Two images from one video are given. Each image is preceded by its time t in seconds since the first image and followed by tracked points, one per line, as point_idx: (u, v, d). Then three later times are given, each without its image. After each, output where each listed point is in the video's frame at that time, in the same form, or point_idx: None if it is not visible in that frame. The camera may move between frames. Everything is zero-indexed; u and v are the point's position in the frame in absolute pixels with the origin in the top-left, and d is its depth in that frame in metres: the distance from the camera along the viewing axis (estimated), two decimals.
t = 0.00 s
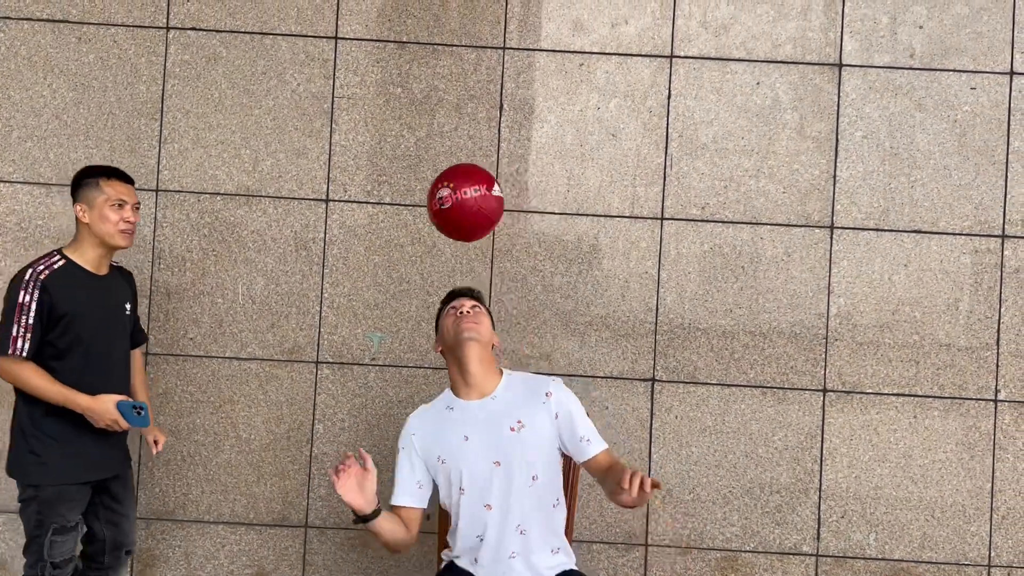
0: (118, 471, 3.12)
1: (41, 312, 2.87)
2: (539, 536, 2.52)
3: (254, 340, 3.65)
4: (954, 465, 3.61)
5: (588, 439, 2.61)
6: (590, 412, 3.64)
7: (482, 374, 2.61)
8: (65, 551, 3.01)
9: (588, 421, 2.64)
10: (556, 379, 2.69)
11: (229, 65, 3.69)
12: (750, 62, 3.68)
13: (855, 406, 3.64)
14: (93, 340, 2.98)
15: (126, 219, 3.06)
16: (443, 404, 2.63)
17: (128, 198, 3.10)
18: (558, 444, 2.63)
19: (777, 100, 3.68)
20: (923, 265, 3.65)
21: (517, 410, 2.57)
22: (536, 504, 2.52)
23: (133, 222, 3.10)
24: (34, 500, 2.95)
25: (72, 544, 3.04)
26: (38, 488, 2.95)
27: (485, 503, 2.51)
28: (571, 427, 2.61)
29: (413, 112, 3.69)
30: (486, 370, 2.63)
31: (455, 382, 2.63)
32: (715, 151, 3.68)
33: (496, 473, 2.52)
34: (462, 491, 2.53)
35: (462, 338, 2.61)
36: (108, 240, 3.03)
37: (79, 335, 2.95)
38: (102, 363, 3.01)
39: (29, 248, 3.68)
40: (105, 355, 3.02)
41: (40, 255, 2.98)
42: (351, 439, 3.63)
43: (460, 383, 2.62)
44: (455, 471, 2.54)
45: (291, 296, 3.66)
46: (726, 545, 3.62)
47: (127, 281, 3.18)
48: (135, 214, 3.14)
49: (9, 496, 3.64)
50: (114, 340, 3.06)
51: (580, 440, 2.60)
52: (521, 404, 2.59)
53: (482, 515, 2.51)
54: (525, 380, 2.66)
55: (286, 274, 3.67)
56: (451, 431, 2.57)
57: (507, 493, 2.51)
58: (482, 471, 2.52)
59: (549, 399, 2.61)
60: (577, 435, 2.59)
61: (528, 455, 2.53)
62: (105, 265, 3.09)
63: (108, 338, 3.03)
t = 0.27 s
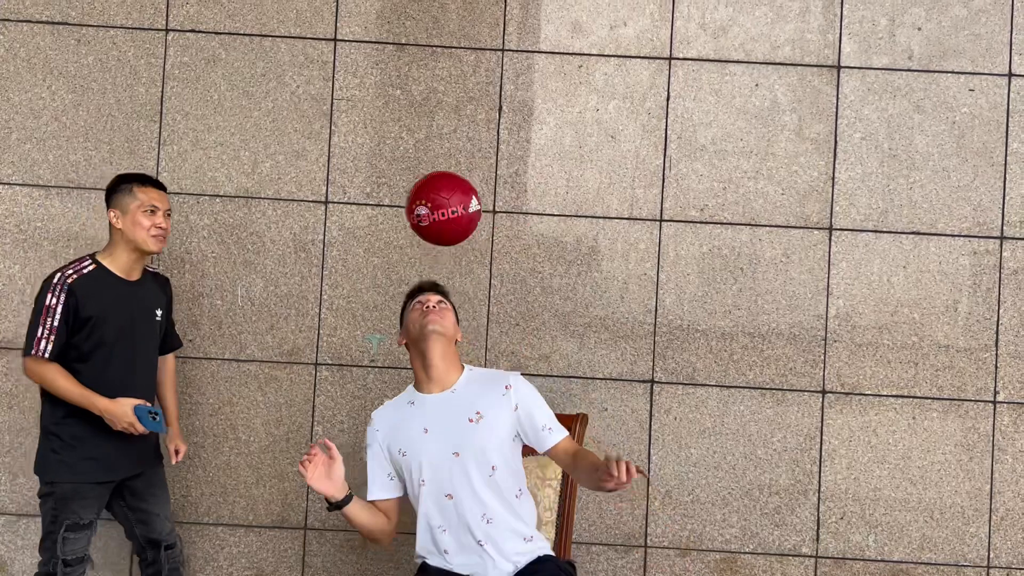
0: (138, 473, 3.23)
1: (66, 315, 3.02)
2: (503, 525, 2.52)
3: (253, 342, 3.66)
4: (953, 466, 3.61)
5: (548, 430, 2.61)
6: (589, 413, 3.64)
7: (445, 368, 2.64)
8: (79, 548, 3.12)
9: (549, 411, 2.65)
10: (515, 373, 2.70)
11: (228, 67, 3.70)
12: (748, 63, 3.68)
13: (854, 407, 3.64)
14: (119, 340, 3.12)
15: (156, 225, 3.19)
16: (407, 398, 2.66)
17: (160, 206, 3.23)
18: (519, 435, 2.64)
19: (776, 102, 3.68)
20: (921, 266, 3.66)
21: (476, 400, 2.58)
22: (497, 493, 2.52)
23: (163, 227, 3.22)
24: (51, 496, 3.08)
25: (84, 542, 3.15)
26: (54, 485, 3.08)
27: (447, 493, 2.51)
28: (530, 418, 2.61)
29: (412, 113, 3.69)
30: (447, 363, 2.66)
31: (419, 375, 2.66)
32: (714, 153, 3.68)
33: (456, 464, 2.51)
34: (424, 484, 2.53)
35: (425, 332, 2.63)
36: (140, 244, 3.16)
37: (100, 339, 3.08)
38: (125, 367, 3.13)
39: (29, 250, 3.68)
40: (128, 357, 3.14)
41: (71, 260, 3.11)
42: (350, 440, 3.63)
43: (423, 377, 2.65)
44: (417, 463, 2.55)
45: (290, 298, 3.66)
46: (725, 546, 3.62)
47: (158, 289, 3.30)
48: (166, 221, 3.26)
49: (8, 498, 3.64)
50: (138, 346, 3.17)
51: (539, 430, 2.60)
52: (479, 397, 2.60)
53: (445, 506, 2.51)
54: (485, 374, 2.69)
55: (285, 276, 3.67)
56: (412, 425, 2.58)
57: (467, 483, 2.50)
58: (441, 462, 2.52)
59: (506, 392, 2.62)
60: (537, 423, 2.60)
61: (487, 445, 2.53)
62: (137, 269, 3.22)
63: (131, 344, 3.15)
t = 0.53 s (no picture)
0: (172, 480, 3.28)
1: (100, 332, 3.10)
2: (502, 521, 2.49)
3: (253, 344, 3.65)
4: (953, 467, 3.62)
5: (548, 421, 2.57)
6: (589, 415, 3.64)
7: (451, 369, 2.68)
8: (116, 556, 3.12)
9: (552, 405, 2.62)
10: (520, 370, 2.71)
11: (228, 69, 3.70)
12: (748, 65, 3.69)
13: (853, 408, 3.64)
14: (149, 360, 3.17)
15: (191, 245, 3.24)
16: (413, 396, 2.70)
17: (195, 225, 3.29)
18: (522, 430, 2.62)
19: (775, 104, 3.68)
20: (921, 268, 3.66)
21: (479, 395, 2.60)
22: (496, 487, 2.51)
23: (200, 247, 3.28)
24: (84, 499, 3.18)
25: (119, 541, 3.13)
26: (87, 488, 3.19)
27: (447, 486, 2.51)
28: (533, 411, 2.59)
29: (412, 115, 3.69)
30: (455, 362, 2.70)
31: (427, 375, 2.70)
32: (714, 154, 3.68)
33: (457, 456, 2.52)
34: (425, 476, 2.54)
35: (435, 332, 2.68)
36: (177, 264, 3.21)
37: (133, 354, 3.14)
38: (155, 387, 3.19)
39: (28, 252, 3.68)
40: (158, 377, 3.19)
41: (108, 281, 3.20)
42: (350, 442, 3.63)
43: (432, 375, 2.69)
44: (420, 455, 2.56)
45: (290, 300, 3.67)
46: (725, 548, 3.62)
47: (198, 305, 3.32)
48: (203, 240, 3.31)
49: (8, 500, 3.63)
50: (172, 360, 3.21)
51: (539, 422, 2.57)
52: (483, 391, 2.61)
53: (444, 498, 2.50)
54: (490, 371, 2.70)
55: (285, 278, 3.67)
56: (417, 418, 2.61)
57: (467, 476, 2.50)
58: (443, 455, 2.54)
59: (509, 386, 2.62)
60: (537, 414, 2.56)
61: (487, 438, 2.53)
62: (178, 289, 3.27)
63: (165, 359, 3.19)
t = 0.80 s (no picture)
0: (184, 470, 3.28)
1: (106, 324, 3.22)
2: (515, 520, 2.63)
3: (252, 345, 3.65)
4: (952, 466, 3.62)
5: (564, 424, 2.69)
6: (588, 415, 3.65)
7: (480, 371, 2.85)
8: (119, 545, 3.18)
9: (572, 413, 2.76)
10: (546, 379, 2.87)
11: (227, 70, 3.70)
12: (746, 66, 3.69)
13: (852, 408, 3.64)
14: (150, 340, 3.23)
15: (185, 235, 3.27)
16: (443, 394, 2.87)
17: (191, 215, 3.32)
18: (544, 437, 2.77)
19: (774, 104, 3.69)
20: (920, 268, 3.66)
21: (505, 399, 2.78)
22: (514, 487, 2.66)
23: (196, 236, 3.31)
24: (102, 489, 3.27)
25: (124, 533, 3.19)
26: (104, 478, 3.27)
27: (466, 483, 2.68)
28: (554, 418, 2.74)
29: (411, 116, 3.69)
30: (483, 363, 2.86)
31: (458, 375, 2.87)
32: (712, 154, 3.69)
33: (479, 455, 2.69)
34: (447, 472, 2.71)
35: (463, 334, 2.83)
36: (171, 253, 3.27)
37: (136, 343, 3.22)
38: (158, 368, 3.23)
39: (27, 254, 3.68)
40: (160, 357, 3.23)
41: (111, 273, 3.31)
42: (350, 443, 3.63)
43: (461, 375, 2.86)
44: (444, 452, 2.73)
45: (289, 301, 3.66)
46: (724, 548, 3.62)
47: (201, 290, 3.33)
48: (200, 230, 3.34)
49: (7, 502, 3.63)
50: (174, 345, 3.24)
51: (557, 426, 2.70)
52: (508, 395, 2.79)
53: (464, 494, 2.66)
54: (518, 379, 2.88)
55: (284, 278, 3.67)
56: (445, 417, 2.79)
57: (486, 474, 2.67)
58: (466, 453, 2.71)
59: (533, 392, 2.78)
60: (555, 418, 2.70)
61: (508, 439, 2.71)
62: (176, 277, 3.33)
63: (167, 343, 3.23)
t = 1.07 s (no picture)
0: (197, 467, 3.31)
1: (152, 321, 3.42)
2: (525, 509, 2.61)
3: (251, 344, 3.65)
4: (951, 464, 3.62)
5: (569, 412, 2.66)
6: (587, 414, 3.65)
7: (481, 366, 2.84)
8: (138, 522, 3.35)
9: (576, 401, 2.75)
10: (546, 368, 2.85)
11: (226, 69, 3.70)
12: (745, 64, 3.69)
13: (851, 406, 3.65)
14: (178, 339, 3.34)
15: (209, 251, 3.31)
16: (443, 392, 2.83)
17: (217, 231, 3.35)
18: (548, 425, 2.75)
19: (773, 102, 3.69)
20: (918, 266, 3.67)
21: (509, 390, 2.74)
22: (522, 477, 2.64)
23: (224, 252, 3.35)
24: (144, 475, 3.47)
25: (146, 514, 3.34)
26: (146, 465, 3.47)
27: (473, 473, 2.64)
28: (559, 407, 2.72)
29: (410, 115, 3.69)
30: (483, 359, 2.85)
31: (458, 371, 2.86)
32: (711, 153, 3.69)
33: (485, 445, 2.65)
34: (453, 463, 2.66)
35: (465, 330, 2.84)
36: (198, 268, 3.33)
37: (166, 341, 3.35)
38: (182, 367, 3.32)
39: (27, 253, 3.68)
40: (185, 356, 3.32)
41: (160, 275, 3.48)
42: (349, 442, 3.64)
43: (461, 371, 2.84)
44: (448, 442, 2.68)
45: (289, 300, 3.66)
46: (724, 546, 3.63)
47: (231, 297, 3.38)
48: (227, 245, 3.37)
49: (7, 501, 3.63)
50: (197, 347, 3.32)
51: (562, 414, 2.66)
52: (511, 386, 2.76)
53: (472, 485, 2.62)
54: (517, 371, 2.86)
55: (283, 277, 3.67)
56: (447, 408, 2.74)
57: (494, 464, 2.64)
58: (472, 444, 2.67)
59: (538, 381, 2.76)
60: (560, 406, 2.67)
61: (515, 429, 2.67)
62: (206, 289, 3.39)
63: (190, 344, 3.33)
